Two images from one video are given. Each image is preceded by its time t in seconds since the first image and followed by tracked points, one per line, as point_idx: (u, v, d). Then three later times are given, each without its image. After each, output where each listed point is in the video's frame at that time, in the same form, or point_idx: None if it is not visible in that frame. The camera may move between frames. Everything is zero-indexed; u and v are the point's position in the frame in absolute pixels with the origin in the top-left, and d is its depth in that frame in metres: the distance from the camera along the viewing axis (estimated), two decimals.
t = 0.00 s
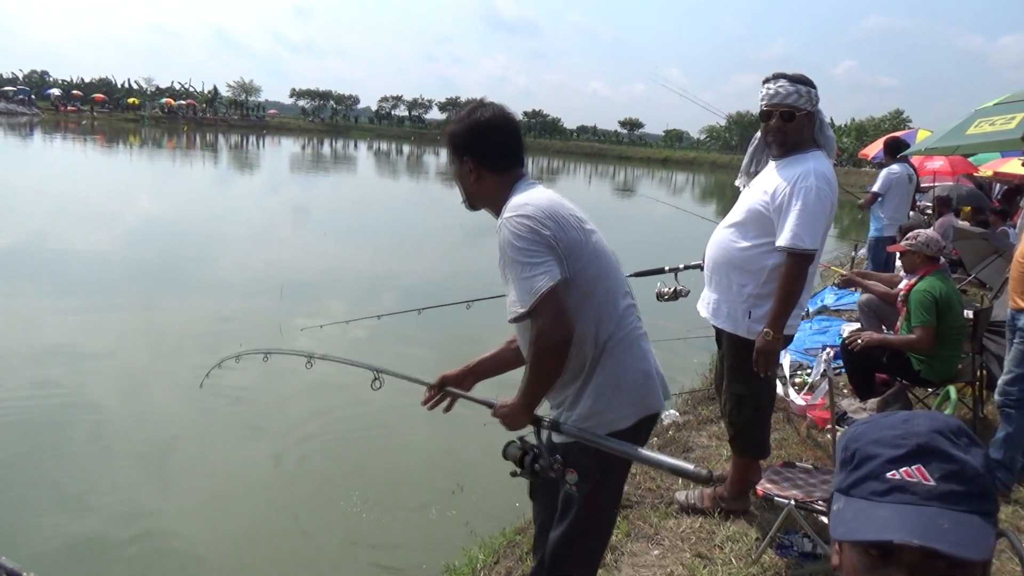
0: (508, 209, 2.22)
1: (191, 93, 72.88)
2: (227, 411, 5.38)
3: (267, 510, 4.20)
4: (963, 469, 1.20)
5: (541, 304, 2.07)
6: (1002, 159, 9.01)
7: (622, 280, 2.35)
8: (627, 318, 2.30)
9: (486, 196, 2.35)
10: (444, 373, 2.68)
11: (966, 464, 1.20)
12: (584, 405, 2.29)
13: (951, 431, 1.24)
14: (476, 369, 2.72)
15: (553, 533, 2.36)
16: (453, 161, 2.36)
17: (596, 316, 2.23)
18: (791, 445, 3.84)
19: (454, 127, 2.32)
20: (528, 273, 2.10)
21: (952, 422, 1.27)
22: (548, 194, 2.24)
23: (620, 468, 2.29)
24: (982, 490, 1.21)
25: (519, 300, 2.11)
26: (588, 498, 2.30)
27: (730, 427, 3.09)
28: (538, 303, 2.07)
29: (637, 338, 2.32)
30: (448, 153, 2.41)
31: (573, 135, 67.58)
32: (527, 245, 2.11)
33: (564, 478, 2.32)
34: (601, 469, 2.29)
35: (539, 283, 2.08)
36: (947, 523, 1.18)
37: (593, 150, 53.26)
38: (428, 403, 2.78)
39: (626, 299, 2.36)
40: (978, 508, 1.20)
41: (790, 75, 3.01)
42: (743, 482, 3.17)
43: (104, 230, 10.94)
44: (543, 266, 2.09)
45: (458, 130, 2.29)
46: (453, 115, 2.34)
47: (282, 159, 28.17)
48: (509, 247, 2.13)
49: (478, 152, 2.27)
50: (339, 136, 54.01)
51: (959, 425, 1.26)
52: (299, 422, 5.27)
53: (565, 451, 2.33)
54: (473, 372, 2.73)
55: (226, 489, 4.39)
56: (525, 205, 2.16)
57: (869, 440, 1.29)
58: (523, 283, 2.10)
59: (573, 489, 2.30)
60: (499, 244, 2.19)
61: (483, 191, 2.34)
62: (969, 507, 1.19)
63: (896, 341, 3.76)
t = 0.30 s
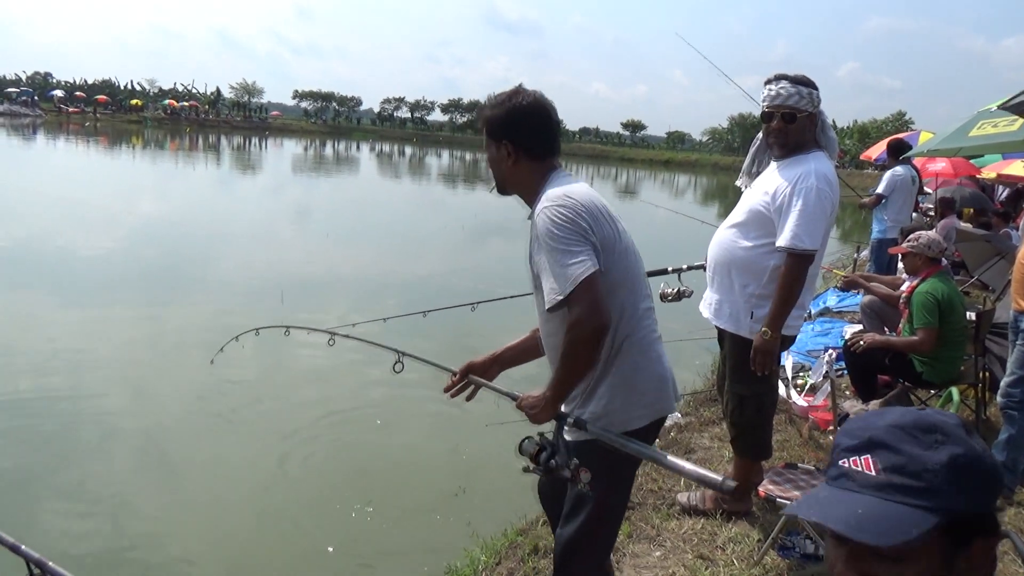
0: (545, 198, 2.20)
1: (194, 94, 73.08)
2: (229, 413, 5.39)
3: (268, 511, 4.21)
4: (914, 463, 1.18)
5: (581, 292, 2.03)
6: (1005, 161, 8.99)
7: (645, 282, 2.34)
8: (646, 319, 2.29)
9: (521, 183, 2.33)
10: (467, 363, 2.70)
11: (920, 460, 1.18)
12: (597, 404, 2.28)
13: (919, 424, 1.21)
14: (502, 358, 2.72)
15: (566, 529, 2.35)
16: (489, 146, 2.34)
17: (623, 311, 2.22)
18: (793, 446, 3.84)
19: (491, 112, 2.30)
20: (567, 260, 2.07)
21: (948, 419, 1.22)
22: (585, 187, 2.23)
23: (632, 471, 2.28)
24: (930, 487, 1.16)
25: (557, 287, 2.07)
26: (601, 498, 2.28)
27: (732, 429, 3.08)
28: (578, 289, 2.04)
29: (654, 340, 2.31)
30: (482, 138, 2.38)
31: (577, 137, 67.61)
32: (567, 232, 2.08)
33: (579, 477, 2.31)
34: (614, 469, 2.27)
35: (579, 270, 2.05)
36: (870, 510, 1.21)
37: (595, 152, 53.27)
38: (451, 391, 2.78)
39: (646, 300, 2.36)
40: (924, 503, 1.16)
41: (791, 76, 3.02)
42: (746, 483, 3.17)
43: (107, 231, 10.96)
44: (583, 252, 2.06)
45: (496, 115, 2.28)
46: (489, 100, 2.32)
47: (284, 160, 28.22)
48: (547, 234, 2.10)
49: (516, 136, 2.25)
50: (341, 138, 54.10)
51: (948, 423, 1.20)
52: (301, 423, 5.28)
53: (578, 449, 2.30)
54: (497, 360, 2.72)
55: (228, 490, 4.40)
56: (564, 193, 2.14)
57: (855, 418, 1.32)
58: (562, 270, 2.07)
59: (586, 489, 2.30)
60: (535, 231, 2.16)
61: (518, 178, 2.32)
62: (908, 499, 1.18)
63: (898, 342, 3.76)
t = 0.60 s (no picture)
0: (600, 179, 2.21)
1: (195, 92, 73.05)
2: (229, 411, 5.38)
3: (268, 510, 4.20)
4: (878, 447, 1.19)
5: (641, 265, 2.04)
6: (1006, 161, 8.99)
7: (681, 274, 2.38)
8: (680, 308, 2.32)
9: (572, 165, 2.31)
10: (502, 345, 2.73)
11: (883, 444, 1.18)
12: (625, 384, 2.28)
13: (894, 411, 1.20)
14: (538, 340, 2.75)
15: (577, 519, 2.32)
16: (541, 127, 2.31)
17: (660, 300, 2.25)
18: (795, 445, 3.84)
19: (546, 93, 2.28)
20: (625, 236, 2.08)
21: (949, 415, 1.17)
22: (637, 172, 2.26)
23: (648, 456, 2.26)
24: (868, 469, 1.17)
25: (615, 262, 2.07)
26: (615, 486, 2.27)
27: (735, 427, 3.08)
28: (636, 263, 2.05)
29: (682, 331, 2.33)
30: (531, 121, 2.35)
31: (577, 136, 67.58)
32: (626, 210, 2.10)
33: (593, 463, 2.29)
34: (628, 456, 2.28)
35: (638, 246, 2.06)
36: (819, 479, 1.27)
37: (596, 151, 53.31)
38: (479, 372, 2.80)
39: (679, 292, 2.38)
40: (856, 481, 1.19)
41: (790, 73, 3.00)
42: (747, 481, 3.17)
43: (108, 229, 10.97)
44: (642, 230, 2.08)
45: (554, 97, 2.25)
46: (542, 82, 2.29)
47: (285, 159, 28.21)
48: (605, 211, 2.11)
49: (574, 117, 2.24)
50: (342, 137, 54.08)
51: (937, 415, 1.16)
52: (302, 422, 5.27)
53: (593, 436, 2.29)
54: (532, 343, 2.74)
55: (228, 488, 4.40)
56: (622, 175, 2.17)
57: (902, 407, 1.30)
58: (620, 245, 2.08)
59: (601, 477, 2.27)
60: (591, 209, 2.16)
61: (570, 160, 2.31)
62: (847, 477, 1.21)
63: (900, 341, 3.76)
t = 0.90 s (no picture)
0: (638, 157, 2.27)
1: (196, 89, 73.04)
2: (229, 408, 5.38)
3: (268, 507, 4.19)
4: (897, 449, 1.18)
5: (694, 230, 2.08)
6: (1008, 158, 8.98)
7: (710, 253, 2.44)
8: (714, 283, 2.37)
9: (607, 146, 2.36)
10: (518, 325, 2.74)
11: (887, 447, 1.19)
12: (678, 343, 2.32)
13: (884, 413, 1.20)
14: (555, 328, 2.78)
15: (584, 496, 2.28)
16: (576, 109, 2.36)
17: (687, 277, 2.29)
18: (796, 442, 3.84)
19: (583, 75, 2.34)
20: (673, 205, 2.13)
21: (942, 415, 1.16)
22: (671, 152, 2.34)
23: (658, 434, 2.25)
24: (860, 471, 1.19)
25: (667, 229, 2.10)
26: (621, 468, 2.24)
27: (737, 425, 3.08)
28: (688, 228, 2.09)
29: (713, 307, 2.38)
30: (564, 104, 2.40)
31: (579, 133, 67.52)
32: (672, 182, 2.16)
33: (602, 443, 2.28)
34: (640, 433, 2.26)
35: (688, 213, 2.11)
36: (817, 477, 1.30)
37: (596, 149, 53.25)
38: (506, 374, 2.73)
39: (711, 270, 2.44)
40: (852, 485, 1.20)
41: (785, 71, 3.00)
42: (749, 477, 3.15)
43: (108, 226, 10.96)
44: (689, 200, 2.14)
45: (592, 77, 2.32)
46: (577, 64, 2.36)
47: (285, 156, 28.19)
48: (652, 183, 2.16)
49: (612, 97, 2.31)
50: (343, 134, 54.04)
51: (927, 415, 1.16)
52: (302, 419, 5.27)
53: (607, 417, 2.29)
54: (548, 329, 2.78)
55: (228, 485, 4.39)
56: (662, 151, 2.24)
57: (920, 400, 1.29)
58: (670, 213, 2.11)
59: (608, 456, 2.25)
60: (634, 183, 2.20)
61: (604, 141, 2.36)
62: (842, 477, 1.22)
63: (901, 339, 3.76)
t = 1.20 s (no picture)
0: (658, 147, 2.26)
1: (196, 88, 72.95)
2: (229, 408, 5.37)
3: (267, 508, 4.19)
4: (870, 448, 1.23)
5: (725, 214, 2.07)
6: (1008, 158, 8.99)
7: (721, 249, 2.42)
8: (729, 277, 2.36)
9: (624, 138, 2.34)
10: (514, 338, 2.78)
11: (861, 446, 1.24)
12: (703, 331, 2.28)
13: (850, 414, 1.28)
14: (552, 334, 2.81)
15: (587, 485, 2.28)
16: (594, 99, 2.34)
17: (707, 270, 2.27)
18: (795, 443, 3.85)
19: (600, 65, 2.33)
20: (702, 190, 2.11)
21: (905, 417, 1.23)
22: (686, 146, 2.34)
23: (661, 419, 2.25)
24: (827, 466, 1.26)
25: (698, 215, 2.08)
26: (624, 456, 2.24)
27: (736, 426, 3.09)
28: (719, 213, 2.07)
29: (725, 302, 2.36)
30: (579, 96, 2.38)
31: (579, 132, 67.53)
32: (697, 169, 2.16)
33: (601, 433, 2.27)
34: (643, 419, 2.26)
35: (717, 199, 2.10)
36: (792, 476, 1.37)
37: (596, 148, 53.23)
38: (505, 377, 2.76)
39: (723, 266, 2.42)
40: (820, 478, 1.27)
41: (774, 73, 2.99)
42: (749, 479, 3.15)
43: (108, 225, 10.96)
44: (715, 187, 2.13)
45: (610, 67, 2.31)
46: (592, 56, 2.34)
47: (286, 155, 28.19)
48: (678, 171, 2.14)
49: (629, 88, 2.30)
50: (343, 133, 54.02)
51: (889, 416, 1.23)
52: (302, 419, 5.26)
53: (608, 407, 2.28)
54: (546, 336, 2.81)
55: (228, 484, 4.40)
56: (681, 142, 2.24)
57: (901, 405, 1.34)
58: (700, 199, 2.09)
59: (609, 445, 2.25)
60: (659, 171, 2.18)
61: (621, 132, 2.34)
62: (812, 473, 1.30)
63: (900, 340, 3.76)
